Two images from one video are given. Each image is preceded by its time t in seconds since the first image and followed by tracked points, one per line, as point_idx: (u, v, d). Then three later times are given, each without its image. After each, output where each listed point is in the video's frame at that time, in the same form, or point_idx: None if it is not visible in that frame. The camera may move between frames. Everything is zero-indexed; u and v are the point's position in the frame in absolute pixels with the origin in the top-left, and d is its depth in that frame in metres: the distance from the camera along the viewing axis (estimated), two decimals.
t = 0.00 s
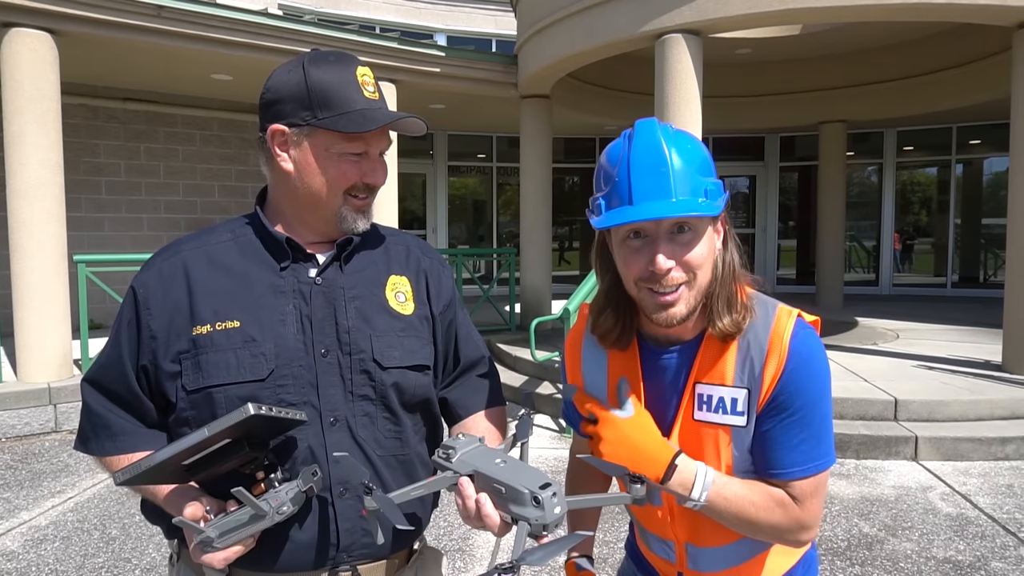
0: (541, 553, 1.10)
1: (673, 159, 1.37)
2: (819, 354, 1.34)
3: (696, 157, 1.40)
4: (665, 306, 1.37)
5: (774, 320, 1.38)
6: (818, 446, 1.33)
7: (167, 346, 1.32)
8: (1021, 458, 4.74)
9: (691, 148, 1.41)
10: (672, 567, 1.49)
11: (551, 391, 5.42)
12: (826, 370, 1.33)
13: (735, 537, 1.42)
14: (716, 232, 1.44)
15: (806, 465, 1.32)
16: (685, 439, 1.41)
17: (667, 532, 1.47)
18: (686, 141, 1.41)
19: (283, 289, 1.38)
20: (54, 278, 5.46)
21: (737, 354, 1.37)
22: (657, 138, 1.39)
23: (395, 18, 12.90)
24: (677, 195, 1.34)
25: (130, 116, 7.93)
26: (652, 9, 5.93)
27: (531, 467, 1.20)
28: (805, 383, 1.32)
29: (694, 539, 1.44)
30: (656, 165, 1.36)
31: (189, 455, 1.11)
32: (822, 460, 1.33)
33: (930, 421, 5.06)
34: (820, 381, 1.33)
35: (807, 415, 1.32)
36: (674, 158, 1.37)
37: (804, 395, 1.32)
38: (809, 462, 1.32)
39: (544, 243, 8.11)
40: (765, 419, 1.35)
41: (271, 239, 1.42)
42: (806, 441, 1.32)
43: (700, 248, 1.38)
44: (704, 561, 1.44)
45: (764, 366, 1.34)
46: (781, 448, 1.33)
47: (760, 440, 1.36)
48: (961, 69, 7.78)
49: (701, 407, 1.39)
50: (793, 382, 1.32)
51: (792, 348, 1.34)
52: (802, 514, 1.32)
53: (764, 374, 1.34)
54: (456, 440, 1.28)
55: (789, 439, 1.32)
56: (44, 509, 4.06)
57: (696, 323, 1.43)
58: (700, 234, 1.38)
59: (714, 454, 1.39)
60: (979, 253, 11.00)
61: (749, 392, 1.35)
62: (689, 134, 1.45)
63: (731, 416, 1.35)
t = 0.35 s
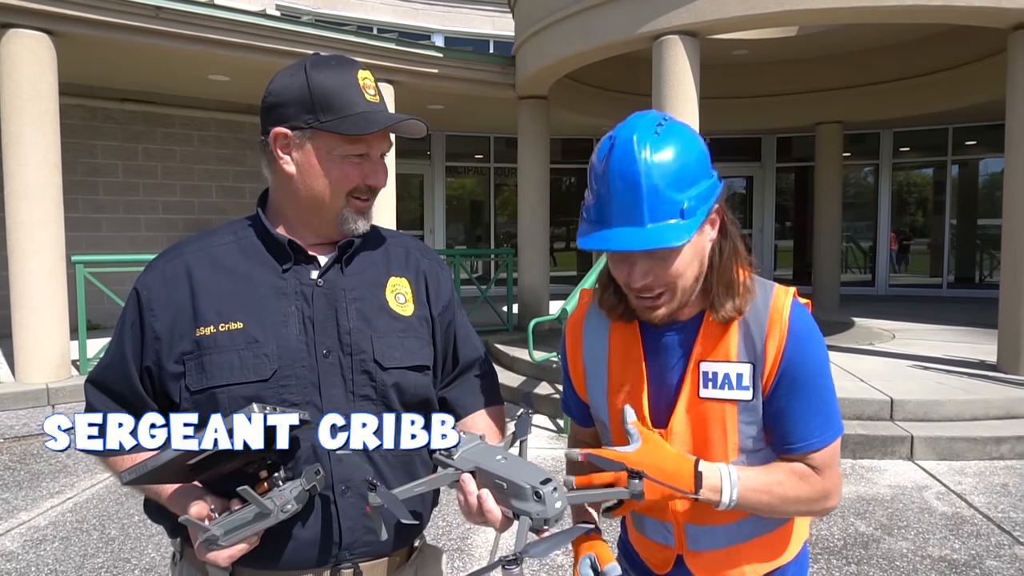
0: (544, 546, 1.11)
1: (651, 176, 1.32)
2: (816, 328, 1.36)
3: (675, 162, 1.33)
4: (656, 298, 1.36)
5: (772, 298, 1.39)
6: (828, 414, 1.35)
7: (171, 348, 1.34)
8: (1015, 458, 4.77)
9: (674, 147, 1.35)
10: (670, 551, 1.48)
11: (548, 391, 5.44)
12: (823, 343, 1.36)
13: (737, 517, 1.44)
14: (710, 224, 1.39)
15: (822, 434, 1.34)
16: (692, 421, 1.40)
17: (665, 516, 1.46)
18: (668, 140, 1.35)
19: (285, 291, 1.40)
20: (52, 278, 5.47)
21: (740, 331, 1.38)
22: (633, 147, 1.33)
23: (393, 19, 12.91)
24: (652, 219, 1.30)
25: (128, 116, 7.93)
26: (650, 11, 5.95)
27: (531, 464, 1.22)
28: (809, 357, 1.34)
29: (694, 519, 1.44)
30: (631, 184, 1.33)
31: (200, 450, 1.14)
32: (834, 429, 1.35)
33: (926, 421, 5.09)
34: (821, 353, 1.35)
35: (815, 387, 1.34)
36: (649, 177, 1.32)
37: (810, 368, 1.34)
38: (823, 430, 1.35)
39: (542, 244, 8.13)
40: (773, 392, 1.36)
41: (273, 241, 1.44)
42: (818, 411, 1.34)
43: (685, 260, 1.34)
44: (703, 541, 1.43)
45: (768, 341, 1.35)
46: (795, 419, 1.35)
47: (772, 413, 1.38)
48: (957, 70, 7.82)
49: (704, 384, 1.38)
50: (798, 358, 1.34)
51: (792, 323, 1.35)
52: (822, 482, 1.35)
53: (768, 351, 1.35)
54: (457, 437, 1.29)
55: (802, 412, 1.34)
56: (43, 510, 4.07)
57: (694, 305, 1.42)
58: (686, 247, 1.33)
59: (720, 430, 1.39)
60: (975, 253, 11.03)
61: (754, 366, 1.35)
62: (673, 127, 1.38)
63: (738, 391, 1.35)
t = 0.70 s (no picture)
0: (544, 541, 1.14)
1: (620, 220, 1.32)
2: (818, 332, 1.38)
3: (651, 197, 1.33)
4: (639, 328, 1.41)
5: (774, 303, 1.39)
6: (833, 415, 1.37)
7: (178, 348, 1.35)
8: (1011, 457, 4.80)
9: (648, 184, 1.34)
10: (673, 546, 1.51)
11: (546, 391, 5.46)
12: (825, 346, 1.37)
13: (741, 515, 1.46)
14: (692, 253, 1.40)
15: (827, 436, 1.37)
16: (694, 425, 1.43)
17: (668, 512, 1.49)
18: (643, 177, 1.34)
19: (291, 293, 1.42)
20: (51, 279, 5.47)
21: (741, 337, 1.39)
22: (601, 189, 1.33)
23: (391, 20, 12.92)
24: (622, 263, 1.33)
25: (126, 117, 7.94)
26: (648, 12, 5.97)
27: (532, 461, 1.24)
28: (810, 362, 1.36)
29: (698, 517, 1.46)
30: (602, 227, 1.34)
31: (204, 450, 1.15)
32: (837, 431, 1.38)
33: (922, 421, 5.12)
34: (823, 356, 1.36)
35: (820, 391, 1.36)
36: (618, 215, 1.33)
37: (814, 372, 1.35)
38: (831, 431, 1.37)
39: (540, 245, 8.16)
40: (776, 397, 1.38)
41: (277, 242, 1.46)
42: (824, 413, 1.36)
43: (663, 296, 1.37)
44: (707, 536, 1.46)
45: (769, 348, 1.36)
46: (801, 423, 1.36)
47: (778, 416, 1.39)
48: (953, 72, 7.85)
49: (708, 389, 1.40)
50: (800, 364, 1.36)
51: (793, 330, 1.36)
52: (829, 482, 1.37)
53: (770, 358, 1.36)
54: (459, 435, 1.31)
55: (808, 416, 1.36)
56: (43, 510, 4.08)
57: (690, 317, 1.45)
58: (663, 285, 1.36)
59: (723, 433, 1.41)
60: (971, 254, 11.06)
61: (755, 372, 1.37)
62: (650, 160, 1.37)
63: (739, 396, 1.37)
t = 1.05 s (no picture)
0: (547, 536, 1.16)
1: (618, 210, 1.36)
2: (829, 325, 1.38)
3: (652, 187, 1.36)
4: (647, 309, 1.44)
5: (784, 295, 1.41)
6: (846, 407, 1.37)
7: (185, 346, 1.37)
8: (1006, 456, 4.84)
9: (650, 174, 1.37)
10: (674, 532, 1.55)
11: (544, 390, 5.49)
12: (837, 338, 1.38)
13: (741, 505, 1.47)
14: (693, 242, 1.42)
15: (843, 427, 1.36)
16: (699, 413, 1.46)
17: (670, 496, 1.54)
18: (645, 169, 1.37)
19: (296, 291, 1.44)
20: (50, 279, 5.48)
21: (746, 326, 1.41)
22: (603, 180, 1.38)
23: (388, 20, 12.92)
24: (621, 251, 1.37)
25: (124, 117, 7.94)
26: (646, 13, 6.00)
27: (533, 458, 1.26)
28: (821, 352, 1.36)
29: (697, 504, 1.50)
30: (603, 216, 1.39)
31: (209, 447, 1.17)
32: (852, 423, 1.37)
33: (918, 419, 5.15)
34: (834, 347, 1.36)
35: (833, 382, 1.36)
36: (614, 205, 1.37)
37: (824, 363, 1.35)
38: (844, 422, 1.36)
39: (538, 245, 8.18)
40: (787, 387, 1.39)
41: (283, 242, 1.48)
42: (838, 405, 1.36)
43: (665, 283, 1.39)
44: (706, 525, 1.49)
45: (777, 338, 1.38)
46: (812, 412, 1.37)
47: (788, 406, 1.40)
48: (948, 73, 7.90)
49: (713, 376, 1.43)
50: (811, 354, 1.36)
51: (800, 321, 1.37)
52: (850, 474, 1.36)
53: (776, 348, 1.38)
54: (462, 433, 1.34)
55: (822, 406, 1.36)
56: (43, 509, 4.09)
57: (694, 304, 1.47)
58: (662, 273, 1.38)
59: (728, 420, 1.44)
60: (967, 254, 11.09)
61: (760, 363, 1.39)
62: (654, 151, 1.40)
63: (741, 385, 1.40)
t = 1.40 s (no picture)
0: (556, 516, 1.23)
1: (614, 199, 1.39)
2: (820, 308, 1.42)
3: (646, 176, 1.38)
4: (645, 294, 1.48)
5: (780, 277, 1.44)
6: (829, 387, 1.42)
7: (194, 339, 1.39)
8: (1002, 453, 4.87)
9: (645, 164, 1.39)
10: (649, 502, 1.59)
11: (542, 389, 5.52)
12: (827, 319, 1.42)
13: (718, 482, 1.49)
14: (688, 229, 1.44)
15: (822, 404, 1.41)
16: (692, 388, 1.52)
17: (651, 466, 1.57)
18: (640, 158, 1.40)
19: (304, 285, 1.46)
20: (48, 278, 5.48)
21: (742, 303, 1.44)
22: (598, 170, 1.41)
23: (387, 19, 12.92)
24: (617, 239, 1.39)
25: (122, 116, 7.93)
26: (643, 13, 6.02)
27: (539, 445, 1.34)
28: (812, 331, 1.40)
29: (675, 477, 1.52)
30: (599, 205, 1.41)
31: (209, 447, 1.20)
32: (832, 401, 1.42)
33: (914, 417, 5.19)
34: (824, 328, 1.41)
35: (819, 360, 1.40)
36: (610, 194, 1.39)
37: (814, 341, 1.40)
38: (825, 401, 1.41)
39: (535, 244, 8.20)
40: (778, 363, 1.42)
41: (291, 237, 1.50)
42: (821, 380, 1.41)
43: (660, 270, 1.42)
44: (681, 497, 1.52)
45: (772, 317, 1.41)
46: (797, 387, 1.41)
47: (775, 381, 1.43)
48: (944, 73, 7.93)
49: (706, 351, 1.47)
50: (803, 332, 1.40)
51: (796, 301, 1.41)
52: (832, 449, 1.40)
53: (770, 327, 1.41)
54: (468, 423, 1.41)
55: (807, 382, 1.40)
56: (43, 508, 4.09)
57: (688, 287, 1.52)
58: (656, 260, 1.40)
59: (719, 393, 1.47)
60: (963, 254, 11.13)
61: (753, 340, 1.42)
62: (650, 141, 1.42)
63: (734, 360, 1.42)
